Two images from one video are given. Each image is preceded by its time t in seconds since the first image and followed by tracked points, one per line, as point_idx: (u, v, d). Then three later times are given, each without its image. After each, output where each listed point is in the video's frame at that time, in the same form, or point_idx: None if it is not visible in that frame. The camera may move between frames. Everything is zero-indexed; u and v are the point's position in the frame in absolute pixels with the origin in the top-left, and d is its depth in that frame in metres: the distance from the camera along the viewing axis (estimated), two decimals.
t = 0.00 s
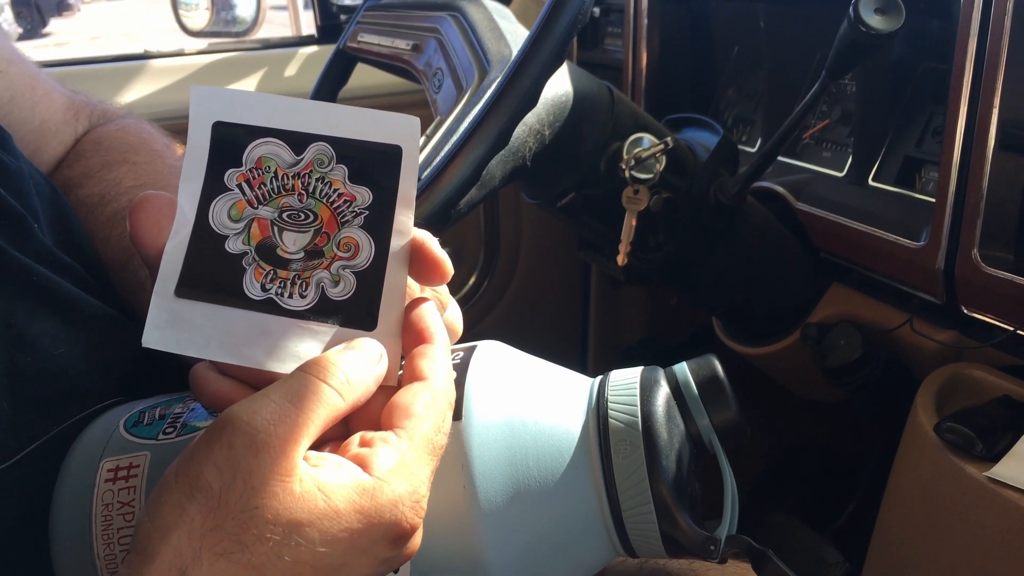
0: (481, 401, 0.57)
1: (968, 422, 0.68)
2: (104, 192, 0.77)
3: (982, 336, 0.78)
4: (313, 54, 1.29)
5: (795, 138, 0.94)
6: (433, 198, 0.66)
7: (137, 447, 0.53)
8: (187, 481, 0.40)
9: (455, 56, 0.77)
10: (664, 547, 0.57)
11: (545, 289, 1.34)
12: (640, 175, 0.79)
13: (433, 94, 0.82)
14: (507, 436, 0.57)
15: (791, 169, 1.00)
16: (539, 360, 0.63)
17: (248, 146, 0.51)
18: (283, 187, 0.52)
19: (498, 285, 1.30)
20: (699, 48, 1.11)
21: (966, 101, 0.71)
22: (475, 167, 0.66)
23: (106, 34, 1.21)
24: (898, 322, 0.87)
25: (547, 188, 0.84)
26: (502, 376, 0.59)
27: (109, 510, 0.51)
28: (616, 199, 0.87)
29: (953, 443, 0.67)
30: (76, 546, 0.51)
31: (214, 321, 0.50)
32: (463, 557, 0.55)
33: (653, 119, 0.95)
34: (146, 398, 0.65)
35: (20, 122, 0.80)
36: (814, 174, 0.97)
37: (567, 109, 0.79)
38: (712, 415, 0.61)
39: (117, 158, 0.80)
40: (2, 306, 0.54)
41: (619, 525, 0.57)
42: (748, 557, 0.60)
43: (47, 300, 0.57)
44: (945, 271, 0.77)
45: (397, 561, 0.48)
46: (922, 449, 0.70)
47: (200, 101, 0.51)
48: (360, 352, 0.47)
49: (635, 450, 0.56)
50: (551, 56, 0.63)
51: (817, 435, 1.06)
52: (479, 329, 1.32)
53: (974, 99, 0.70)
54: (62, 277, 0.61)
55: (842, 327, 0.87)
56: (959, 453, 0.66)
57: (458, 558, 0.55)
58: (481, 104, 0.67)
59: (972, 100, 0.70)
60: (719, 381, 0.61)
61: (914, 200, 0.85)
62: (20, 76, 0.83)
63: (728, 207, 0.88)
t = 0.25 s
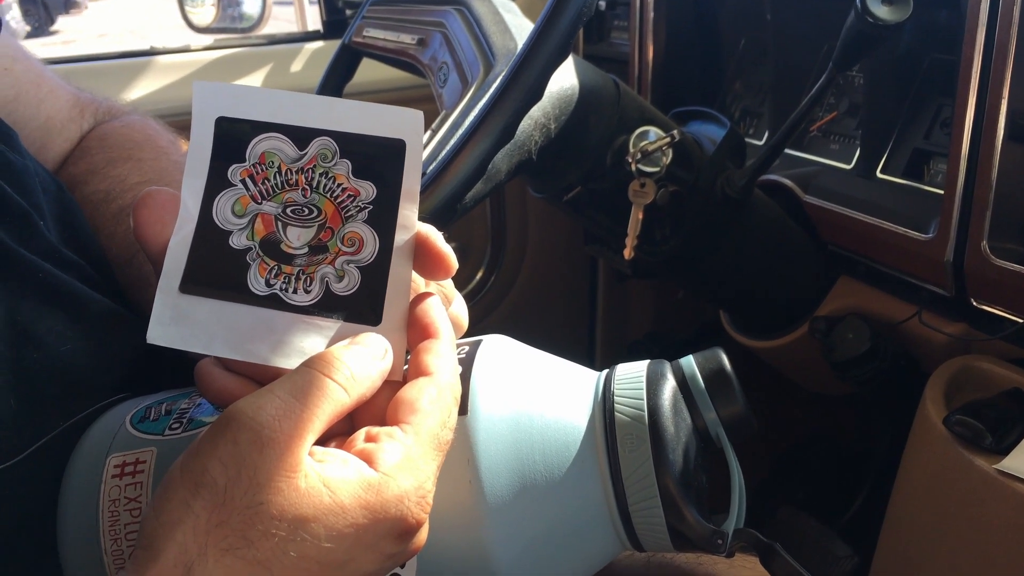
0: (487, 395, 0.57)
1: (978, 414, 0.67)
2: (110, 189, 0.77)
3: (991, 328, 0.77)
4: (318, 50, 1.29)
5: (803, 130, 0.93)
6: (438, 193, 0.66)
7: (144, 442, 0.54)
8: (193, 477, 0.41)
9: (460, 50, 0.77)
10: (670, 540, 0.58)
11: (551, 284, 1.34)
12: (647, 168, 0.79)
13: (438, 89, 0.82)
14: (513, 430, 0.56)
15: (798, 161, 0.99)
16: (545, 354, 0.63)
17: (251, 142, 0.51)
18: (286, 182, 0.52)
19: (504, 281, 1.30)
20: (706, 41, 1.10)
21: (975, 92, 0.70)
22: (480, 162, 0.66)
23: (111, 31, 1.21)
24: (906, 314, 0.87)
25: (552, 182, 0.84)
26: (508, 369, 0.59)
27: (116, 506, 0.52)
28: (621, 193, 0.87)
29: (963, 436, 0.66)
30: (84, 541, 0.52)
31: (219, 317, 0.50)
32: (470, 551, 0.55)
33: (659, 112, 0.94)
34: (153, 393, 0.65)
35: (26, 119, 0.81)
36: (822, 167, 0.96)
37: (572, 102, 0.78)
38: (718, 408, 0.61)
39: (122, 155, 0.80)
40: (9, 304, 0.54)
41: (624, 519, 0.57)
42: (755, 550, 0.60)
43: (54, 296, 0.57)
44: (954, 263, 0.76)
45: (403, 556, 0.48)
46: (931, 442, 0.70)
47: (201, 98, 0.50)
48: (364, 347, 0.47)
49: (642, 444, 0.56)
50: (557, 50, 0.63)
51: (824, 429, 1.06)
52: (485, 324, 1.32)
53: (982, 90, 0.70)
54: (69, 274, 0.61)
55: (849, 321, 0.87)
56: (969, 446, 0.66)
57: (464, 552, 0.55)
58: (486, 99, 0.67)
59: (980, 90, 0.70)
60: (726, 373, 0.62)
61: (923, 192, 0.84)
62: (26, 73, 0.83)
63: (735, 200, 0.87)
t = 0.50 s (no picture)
0: (484, 396, 0.57)
1: (972, 413, 0.68)
2: (106, 192, 0.77)
3: (985, 328, 0.78)
4: (314, 51, 1.29)
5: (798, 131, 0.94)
6: (434, 194, 0.67)
7: (141, 444, 0.54)
8: (191, 479, 0.41)
9: (457, 52, 0.77)
10: (667, 539, 0.58)
11: (548, 285, 1.35)
12: (643, 169, 0.80)
13: (435, 90, 0.82)
14: (509, 431, 0.56)
15: (793, 162, 1.00)
16: (541, 355, 0.63)
17: (243, 146, 0.51)
18: (280, 185, 0.52)
19: (501, 282, 1.30)
20: (701, 42, 1.10)
21: (969, 94, 0.71)
22: (476, 163, 0.66)
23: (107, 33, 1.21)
24: (900, 314, 0.87)
25: (548, 183, 0.84)
26: (503, 370, 0.59)
27: (113, 507, 0.52)
28: (617, 195, 0.88)
29: (958, 436, 0.67)
30: (82, 543, 0.52)
31: (213, 322, 0.50)
32: (468, 551, 0.55)
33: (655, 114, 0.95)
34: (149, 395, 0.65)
35: (21, 121, 0.80)
36: (816, 168, 0.97)
37: (568, 104, 0.78)
38: (713, 407, 0.61)
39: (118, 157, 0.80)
40: (5, 306, 0.54)
41: (621, 518, 0.58)
42: (751, 549, 0.60)
43: (50, 299, 0.57)
44: (948, 263, 0.77)
45: (401, 557, 0.48)
46: (925, 442, 0.70)
47: (194, 102, 0.51)
48: (359, 348, 0.48)
49: (636, 444, 0.56)
50: (552, 52, 0.63)
51: (820, 429, 1.06)
52: (482, 326, 1.32)
53: (976, 91, 0.70)
54: (65, 276, 0.61)
55: (844, 321, 0.87)
56: (963, 445, 0.66)
57: (460, 554, 0.55)
58: (482, 101, 0.67)
59: (974, 92, 0.70)
60: (720, 374, 0.62)
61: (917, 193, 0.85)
62: (21, 75, 0.83)
63: (731, 201, 0.88)
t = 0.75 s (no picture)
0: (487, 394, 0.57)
1: (978, 410, 0.67)
2: (109, 188, 0.77)
3: (991, 326, 0.77)
4: (318, 47, 1.29)
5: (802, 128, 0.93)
6: (437, 191, 0.66)
7: (143, 441, 0.54)
8: (194, 476, 0.41)
9: (460, 48, 0.77)
10: (671, 538, 0.58)
11: (551, 282, 1.34)
12: (646, 166, 0.79)
13: (438, 86, 0.82)
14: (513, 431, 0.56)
15: (798, 159, 0.99)
16: (544, 352, 0.63)
17: (247, 141, 0.51)
18: (283, 181, 0.52)
19: (504, 278, 1.30)
20: (705, 38, 1.10)
21: (975, 90, 0.70)
22: (479, 160, 0.66)
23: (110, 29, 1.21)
24: (904, 312, 0.87)
25: (552, 180, 0.84)
26: (507, 368, 0.59)
27: (116, 504, 0.52)
28: (621, 192, 0.87)
29: (963, 433, 0.66)
30: (85, 539, 0.52)
31: (215, 316, 0.50)
32: (471, 549, 0.54)
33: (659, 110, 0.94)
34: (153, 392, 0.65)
35: (24, 117, 0.80)
36: (820, 165, 0.97)
37: (572, 101, 0.78)
38: (718, 405, 0.61)
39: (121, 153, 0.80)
40: (8, 302, 0.54)
41: (625, 515, 0.58)
42: (756, 548, 0.60)
43: (53, 295, 0.57)
44: (953, 261, 0.76)
45: (404, 555, 0.47)
46: (931, 440, 0.70)
47: (199, 97, 0.51)
48: (360, 343, 0.47)
49: (641, 441, 0.56)
50: (556, 48, 0.63)
51: (824, 427, 1.06)
52: (485, 322, 1.32)
53: (982, 87, 0.70)
54: (68, 272, 0.61)
55: (849, 318, 0.87)
56: (969, 443, 0.66)
57: (464, 553, 0.55)
58: (485, 97, 0.66)
59: (980, 88, 0.70)
60: (725, 372, 0.61)
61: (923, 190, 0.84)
62: (24, 72, 0.83)
63: (735, 198, 0.87)
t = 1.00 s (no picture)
0: (488, 392, 0.57)
1: (977, 407, 0.68)
2: (111, 186, 0.77)
3: (990, 323, 0.78)
4: (318, 44, 1.29)
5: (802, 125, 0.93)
6: (439, 188, 0.67)
7: (144, 437, 0.54)
8: (196, 477, 0.41)
9: (461, 45, 0.77)
10: (671, 534, 0.58)
11: (551, 279, 1.35)
12: (646, 164, 0.79)
13: (439, 84, 0.82)
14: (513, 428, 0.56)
15: (798, 157, 0.99)
16: (545, 349, 0.63)
17: (250, 138, 0.51)
18: (286, 179, 0.52)
19: (504, 276, 1.30)
20: (705, 36, 1.10)
21: (974, 88, 0.70)
22: (480, 157, 0.66)
23: (111, 27, 1.21)
24: (904, 310, 0.87)
25: (553, 177, 0.84)
26: (507, 365, 0.59)
27: (118, 500, 0.52)
28: (621, 189, 0.87)
29: (961, 430, 0.67)
30: (88, 537, 0.52)
31: (217, 312, 0.50)
32: (473, 545, 0.55)
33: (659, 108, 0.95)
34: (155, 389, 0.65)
35: (25, 116, 0.80)
36: (819, 162, 0.97)
37: (572, 99, 0.78)
38: (717, 403, 0.61)
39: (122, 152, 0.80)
40: (10, 301, 0.54)
41: (625, 512, 0.58)
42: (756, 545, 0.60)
43: (55, 293, 0.57)
44: (952, 258, 0.76)
45: (406, 554, 0.47)
46: (930, 437, 0.70)
47: (203, 94, 0.51)
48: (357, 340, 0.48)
49: (640, 438, 0.56)
50: (557, 45, 0.63)
51: (823, 424, 1.06)
52: (485, 320, 1.32)
53: (981, 85, 0.70)
54: (70, 270, 0.61)
55: (850, 315, 0.87)
56: (966, 440, 0.66)
57: (464, 549, 0.55)
58: (486, 94, 0.66)
59: (979, 86, 0.70)
60: (725, 369, 0.61)
61: (922, 187, 0.84)
62: (25, 70, 0.83)
63: (735, 196, 0.87)
